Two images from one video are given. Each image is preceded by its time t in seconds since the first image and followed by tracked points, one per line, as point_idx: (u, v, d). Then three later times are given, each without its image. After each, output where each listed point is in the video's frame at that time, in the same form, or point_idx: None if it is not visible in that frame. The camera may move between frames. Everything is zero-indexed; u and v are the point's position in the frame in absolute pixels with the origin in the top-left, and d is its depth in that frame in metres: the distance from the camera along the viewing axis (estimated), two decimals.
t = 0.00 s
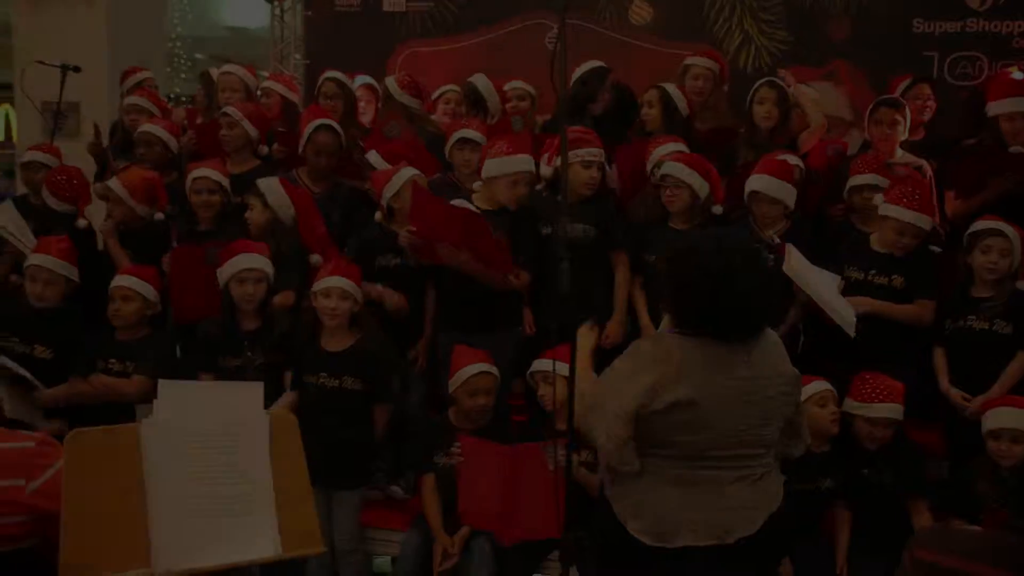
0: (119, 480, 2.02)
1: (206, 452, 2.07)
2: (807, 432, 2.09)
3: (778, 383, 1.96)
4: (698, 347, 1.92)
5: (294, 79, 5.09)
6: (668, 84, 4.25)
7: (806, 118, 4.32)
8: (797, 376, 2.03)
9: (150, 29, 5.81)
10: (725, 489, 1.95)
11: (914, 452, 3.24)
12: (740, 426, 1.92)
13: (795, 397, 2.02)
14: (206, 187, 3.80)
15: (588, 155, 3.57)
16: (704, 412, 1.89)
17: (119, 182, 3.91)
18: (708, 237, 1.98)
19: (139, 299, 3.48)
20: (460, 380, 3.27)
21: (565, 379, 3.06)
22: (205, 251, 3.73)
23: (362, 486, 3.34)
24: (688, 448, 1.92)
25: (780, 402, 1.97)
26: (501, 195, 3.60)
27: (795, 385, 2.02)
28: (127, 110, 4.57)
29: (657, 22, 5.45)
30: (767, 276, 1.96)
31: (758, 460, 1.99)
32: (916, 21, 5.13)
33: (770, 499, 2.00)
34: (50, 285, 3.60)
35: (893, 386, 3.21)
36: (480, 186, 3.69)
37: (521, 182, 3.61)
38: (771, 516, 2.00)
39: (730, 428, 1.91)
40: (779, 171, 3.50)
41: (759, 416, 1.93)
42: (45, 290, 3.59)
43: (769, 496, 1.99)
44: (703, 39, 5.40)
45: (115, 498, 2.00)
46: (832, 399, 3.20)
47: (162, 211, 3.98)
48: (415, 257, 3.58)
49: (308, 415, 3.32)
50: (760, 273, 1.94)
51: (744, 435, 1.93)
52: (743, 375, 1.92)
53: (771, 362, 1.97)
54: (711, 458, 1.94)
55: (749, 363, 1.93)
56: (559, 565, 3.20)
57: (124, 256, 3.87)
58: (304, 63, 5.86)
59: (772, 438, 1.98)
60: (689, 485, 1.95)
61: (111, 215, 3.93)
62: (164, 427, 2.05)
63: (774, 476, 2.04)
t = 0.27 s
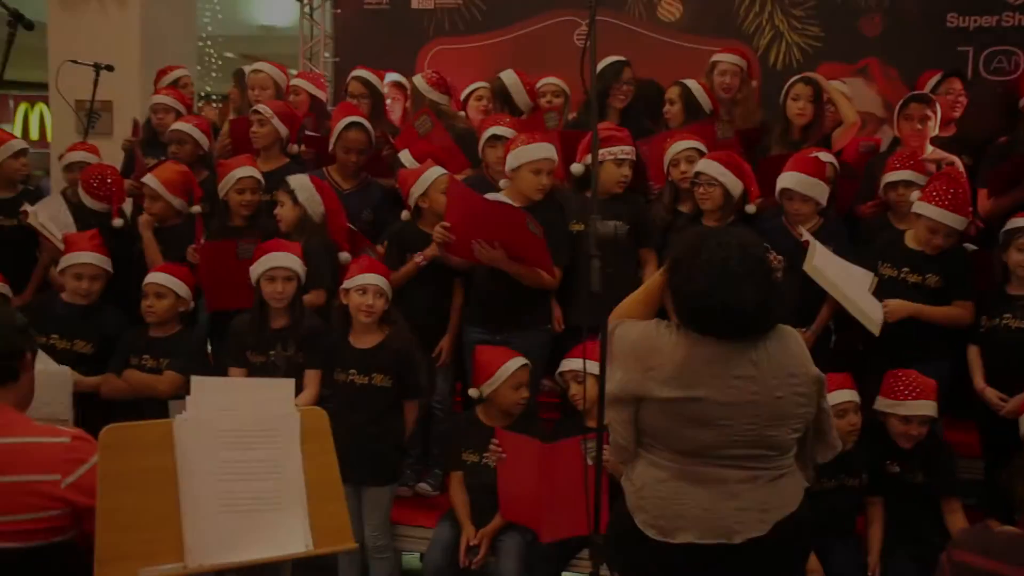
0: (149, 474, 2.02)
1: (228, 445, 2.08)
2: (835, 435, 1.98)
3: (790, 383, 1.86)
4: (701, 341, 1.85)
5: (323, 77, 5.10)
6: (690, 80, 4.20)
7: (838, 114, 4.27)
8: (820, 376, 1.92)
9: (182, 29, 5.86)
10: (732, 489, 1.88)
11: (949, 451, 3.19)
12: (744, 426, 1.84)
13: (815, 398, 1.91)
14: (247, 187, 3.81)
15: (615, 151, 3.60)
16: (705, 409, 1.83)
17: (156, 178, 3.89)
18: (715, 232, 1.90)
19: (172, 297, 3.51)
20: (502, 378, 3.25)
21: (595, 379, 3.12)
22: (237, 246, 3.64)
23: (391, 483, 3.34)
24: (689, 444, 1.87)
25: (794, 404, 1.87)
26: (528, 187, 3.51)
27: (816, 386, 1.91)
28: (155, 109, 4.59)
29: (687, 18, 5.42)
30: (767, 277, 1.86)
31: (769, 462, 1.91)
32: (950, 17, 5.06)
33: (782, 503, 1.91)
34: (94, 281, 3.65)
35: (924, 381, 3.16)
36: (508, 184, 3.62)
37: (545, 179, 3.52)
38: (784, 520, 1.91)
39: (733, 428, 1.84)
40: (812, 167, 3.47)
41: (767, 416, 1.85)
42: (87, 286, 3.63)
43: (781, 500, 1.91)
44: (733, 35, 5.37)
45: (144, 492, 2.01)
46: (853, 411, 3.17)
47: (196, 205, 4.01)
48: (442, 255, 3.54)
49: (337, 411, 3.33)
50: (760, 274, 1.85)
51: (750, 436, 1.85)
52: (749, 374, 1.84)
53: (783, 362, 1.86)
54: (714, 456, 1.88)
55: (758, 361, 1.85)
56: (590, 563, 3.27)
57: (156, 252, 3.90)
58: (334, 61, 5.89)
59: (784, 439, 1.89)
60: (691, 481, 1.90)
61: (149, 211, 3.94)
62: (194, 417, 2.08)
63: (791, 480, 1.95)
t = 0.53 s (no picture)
0: (181, 470, 2.04)
1: (257, 439, 2.09)
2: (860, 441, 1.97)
3: (802, 386, 1.88)
4: (712, 340, 1.90)
5: (353, 75, 5.12)
6: (719, 78, 4.16)
7: (871, 110, 4.22)
8: (840, 381, 1.91)
9: (213, 28, 5.90)
10: (738, 488, 1.92)
11: (985, 450, 3.14)
12: (751, 426, 1.87)
13: (832, 402, 1.91)
14: (280, 184, 3.86)
15: (645, 149, 3.56)
16: (711, 407, 1.88)
17: (189, 173, 3.94)
18: (730, 234, 1.93)
19: (204, 294, 3.54)
20: (530, 374, 3.23)
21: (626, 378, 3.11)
22: (275, 242, 3.56)
23: (422, 480, 3.37)
24: (697, 441, 1.92)
25: (807, 407, 1.88)
26: (552, 180, 3.49)
27: (834, 390, 1.91)
28: (187, 108, 4.64)
29: (718, 14, 5.38)
30: (775, 281, 1.86)
31: (781, 465, 1.92)
32: (986, 11, 4.99)
33: (792, 506, 1.92)
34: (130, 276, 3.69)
35: (957, 380, 3.14)
36: (533, 182, 3.61)
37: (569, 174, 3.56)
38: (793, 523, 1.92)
39: (740, 428, 1.88)
40: (842, 163, 3.44)
41: (775, 418, 1.87)
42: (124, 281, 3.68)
43: (790, 504, 1.92)
44: (764, 31, 5.32)
45: (177, 488, 2.02)
46: (894, 416, 3.12)
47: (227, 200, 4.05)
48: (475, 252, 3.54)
49: (367, 407, 3.34)
50: (765, 280, 1.86)
51: (757, 436, 1.88)
52: (758, 376, 1.87)
53: (795, 365, 1.88)
54: (722, 454, 1.92)
55: (767, 362, 1.88)
56: (618, 561, 3.22)
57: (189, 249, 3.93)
58: (364, 59, 5.91)
59: (796, 442, 1.91)
60: (698, 478, 1.95)
61: (182, 206, 3.99)
62: (226, 411, 2.10)
63: (807, 484, 1.95)
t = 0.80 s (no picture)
0: (213, 466, 2.03)
1: (283, 437, 2.08)
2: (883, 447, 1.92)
3: (816, 388, 1.86)
4: (727, 340, 1.91)
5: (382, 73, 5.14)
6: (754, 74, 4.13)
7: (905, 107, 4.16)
8: (858, 386, 1.87)
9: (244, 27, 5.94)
10: (749, 487, 1.92)
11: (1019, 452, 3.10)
12: (761, 426, 1.87)
13: (849, 406, 1.88)
14: (306, 185, 3.88)
15: (668, 146, 3.58)
16: (721, 405, 1.89)
17: (221, 173, 3.96)
18: (749, 234, 1.91)
19: (229, 292, 3.56)
20: (560, 369, 3.23)
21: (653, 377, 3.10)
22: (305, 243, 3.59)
23: (450, 477, 3.37)
24: (709, 439, 1.93)
25: (819, 410, 1.86)
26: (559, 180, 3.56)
27: (851, 394, 1.88)
28: (220, 108, 4.67)
29: (748, 11, 5.34)
30: (787, 284, 1.83)
31: (794, 467, 1.91)
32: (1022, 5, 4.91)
33: (804, 508, 1.90)
34: (155, 271, 3.72)
35: (991, 381, 3.10)
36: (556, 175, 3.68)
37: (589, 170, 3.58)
38: (804, 525, 1.91)
39: (750, 428, 1.88)
40: (872, 160, 3.41)
41: (786, 419, 1.86)
42: (151, 275, 3.70)
43: (802, 506, 1.90)
44: (794, 27, 5.28)
45: (209, 483, 2.01)
46: (948, 427, 3.08)
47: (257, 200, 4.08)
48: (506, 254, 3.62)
49: (395, 405, 3.35)
50: (775, 281, 1.83)
51: (768, 437, 1.87)
52: (770, 376, 1.86)
53: (808, 367, 1.86)
54: (734, 454, 1.92)
55: (780, 363, 1.86)
56: (647, 560, 3.23)
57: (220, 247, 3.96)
58: (392, 57, 5.94)
59: (809, 444, 1.88)
60: (711, 476, 1.96)
61: (212, 206, 3.99)
62: (257, 408, 2.09)
63: (822, 487, 1.93)
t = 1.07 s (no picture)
0: (245, 465, 2.05)
1: (315, 437, 2.10)
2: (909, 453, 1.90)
3: (834, 392, 1.86)
4: (748, 343, 1.93)
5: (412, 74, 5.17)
6: (791, 74, 4.09)
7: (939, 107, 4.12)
8: (881, 391, 1.86)
9: (276, 30, 5.99)
10: (769, 490, 1.94)
11: None
12: (779, 429, 1.89)
13: (871, 411, 1.87)
14: (332, 185, 3.91)
15: (695, 147, 3.57)
16: (740, 408, 1.92)
17: (252, 176, 3.99)
18: (768, 234, 1.92)
19: (257, 294, 3.58)
20: (587, 374, 3.23)
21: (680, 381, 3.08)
22: (332, 245, 3.61)
23: (477, 478, 3.36)
24: (729, 441, 1.96)
25: (838, 415, 1.86)
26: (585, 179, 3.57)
27: (872, 399, 1.87)
28: (255, 110, 4.71)
29: (779, 10, 5.31)
30: (801, 284, 1.85)
31: (815, 471, 1.91)
32: None
33: (826, 514, 1.90)
34: (188, 272, 3.76)
35: None
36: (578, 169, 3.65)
37: (611, 174, 3.57)
38: (827, 530, 1.91)
39: (769, 430, 1.90)
40: (904, 159, 3.37)
41: (804, 423, 1.87)
42: (182, 276, 3.75)
43: (824, 511, 1.90)
44: (827, 26, 5.25)
45: (242, 482, 2.03)
46: (990, 430, 3.04)
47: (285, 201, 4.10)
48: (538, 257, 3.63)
49: (425, 405, 3.36)
50: (787, 280, 1.85)
51: (786, 441, 1.89)
52: (787, 380, 1.87)
53: (827, 371, 1.86)
54: (754, 456, 1.94)
55: (798, 366, 1.88)
56: (678, 563, 3.22)
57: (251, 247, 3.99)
58: (422, 58, 5.97)
59: (830, 448, 1.88)
60: (732, 478, 1.98)
61: (243, 209, 4.02)
62: (289, 408, 2.10)
63: (846, 492, 1.92)
